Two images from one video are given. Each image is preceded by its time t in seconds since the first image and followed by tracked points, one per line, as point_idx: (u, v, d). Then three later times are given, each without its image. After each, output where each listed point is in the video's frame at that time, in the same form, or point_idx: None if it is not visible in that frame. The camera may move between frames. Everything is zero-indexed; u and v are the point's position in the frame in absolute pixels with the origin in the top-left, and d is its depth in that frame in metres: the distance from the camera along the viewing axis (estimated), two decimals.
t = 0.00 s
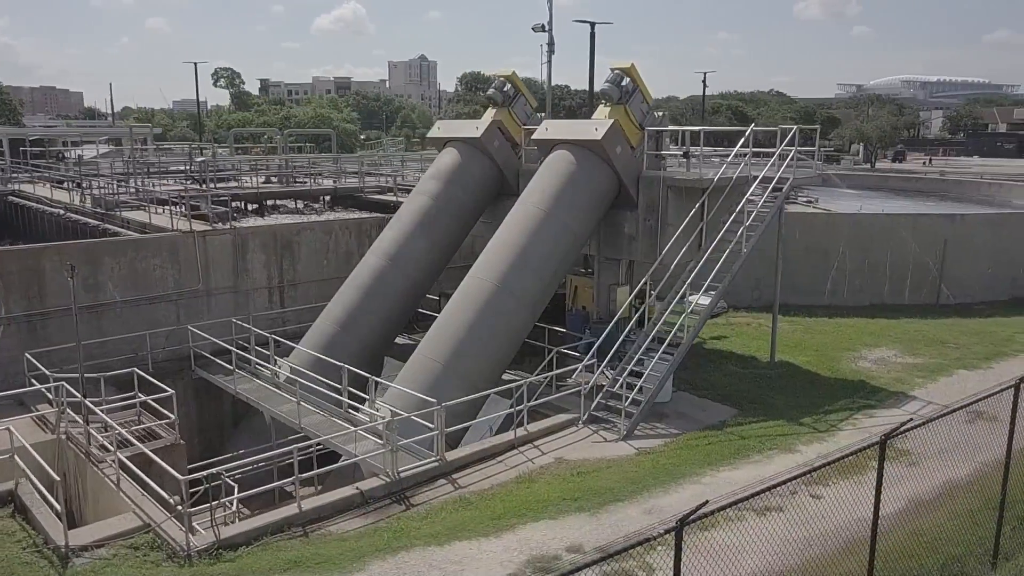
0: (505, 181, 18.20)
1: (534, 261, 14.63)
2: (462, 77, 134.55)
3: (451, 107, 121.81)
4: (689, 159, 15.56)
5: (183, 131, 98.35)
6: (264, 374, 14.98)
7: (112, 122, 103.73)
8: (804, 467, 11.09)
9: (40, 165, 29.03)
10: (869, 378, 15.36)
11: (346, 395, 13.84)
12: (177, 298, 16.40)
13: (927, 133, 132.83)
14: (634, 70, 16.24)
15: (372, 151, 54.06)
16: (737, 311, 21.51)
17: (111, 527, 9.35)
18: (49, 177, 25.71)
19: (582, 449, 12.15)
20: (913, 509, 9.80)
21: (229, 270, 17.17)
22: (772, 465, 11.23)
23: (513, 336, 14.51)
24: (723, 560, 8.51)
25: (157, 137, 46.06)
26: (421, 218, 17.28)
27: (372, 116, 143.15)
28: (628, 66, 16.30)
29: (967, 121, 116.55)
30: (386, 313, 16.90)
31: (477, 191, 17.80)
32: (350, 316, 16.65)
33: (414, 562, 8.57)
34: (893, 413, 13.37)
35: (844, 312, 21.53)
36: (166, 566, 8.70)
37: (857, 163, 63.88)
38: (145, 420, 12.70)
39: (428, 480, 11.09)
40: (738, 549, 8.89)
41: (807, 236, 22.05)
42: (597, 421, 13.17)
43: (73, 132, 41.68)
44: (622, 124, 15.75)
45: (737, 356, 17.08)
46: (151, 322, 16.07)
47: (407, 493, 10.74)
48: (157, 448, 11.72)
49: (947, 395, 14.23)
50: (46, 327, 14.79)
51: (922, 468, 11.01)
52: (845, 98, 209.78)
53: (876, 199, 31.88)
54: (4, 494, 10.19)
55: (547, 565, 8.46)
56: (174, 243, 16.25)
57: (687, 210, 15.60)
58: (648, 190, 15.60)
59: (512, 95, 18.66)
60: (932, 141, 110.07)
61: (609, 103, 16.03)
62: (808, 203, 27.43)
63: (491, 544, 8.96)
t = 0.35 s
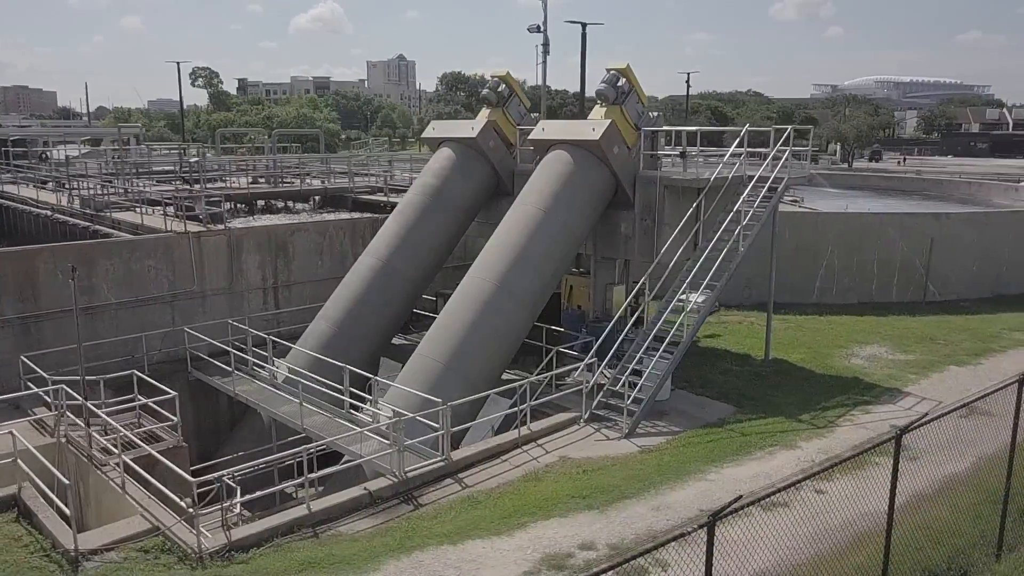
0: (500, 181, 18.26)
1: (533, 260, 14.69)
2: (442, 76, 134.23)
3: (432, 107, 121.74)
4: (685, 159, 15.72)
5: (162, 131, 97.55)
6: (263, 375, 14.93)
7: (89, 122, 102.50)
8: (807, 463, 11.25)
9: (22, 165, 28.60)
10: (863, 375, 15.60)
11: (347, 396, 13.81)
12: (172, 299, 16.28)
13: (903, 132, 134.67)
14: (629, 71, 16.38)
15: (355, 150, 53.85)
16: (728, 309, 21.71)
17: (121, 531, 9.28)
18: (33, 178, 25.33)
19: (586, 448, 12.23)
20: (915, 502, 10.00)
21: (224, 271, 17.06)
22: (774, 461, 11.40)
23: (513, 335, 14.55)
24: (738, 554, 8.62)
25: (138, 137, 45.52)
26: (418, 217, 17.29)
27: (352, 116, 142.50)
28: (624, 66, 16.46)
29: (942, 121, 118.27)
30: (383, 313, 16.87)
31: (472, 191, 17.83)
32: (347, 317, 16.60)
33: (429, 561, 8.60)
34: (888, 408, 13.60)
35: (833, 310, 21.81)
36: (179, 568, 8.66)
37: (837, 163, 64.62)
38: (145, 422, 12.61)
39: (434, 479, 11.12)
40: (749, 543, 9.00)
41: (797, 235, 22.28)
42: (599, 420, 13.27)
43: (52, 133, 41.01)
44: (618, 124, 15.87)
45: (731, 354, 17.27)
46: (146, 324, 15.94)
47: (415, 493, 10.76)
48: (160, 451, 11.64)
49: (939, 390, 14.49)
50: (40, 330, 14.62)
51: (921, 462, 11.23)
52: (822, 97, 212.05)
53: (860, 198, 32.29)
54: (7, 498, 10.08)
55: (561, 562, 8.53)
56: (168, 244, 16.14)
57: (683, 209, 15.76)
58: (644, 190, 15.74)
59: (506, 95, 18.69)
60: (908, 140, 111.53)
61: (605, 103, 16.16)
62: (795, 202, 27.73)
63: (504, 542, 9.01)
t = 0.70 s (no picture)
0: (495, 180, 18.32)
1: (533, 260, 14.75)
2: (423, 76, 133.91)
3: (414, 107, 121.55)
4: (681, 159, 15.86)
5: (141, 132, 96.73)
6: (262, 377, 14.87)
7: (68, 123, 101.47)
8: (809, 460, 11.41)
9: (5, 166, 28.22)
10: (857, 371, 15.81)
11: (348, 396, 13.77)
12: (168, 301, 16.17)
13: (879, 133, 136.38)
14: (626, 72, 16.50)
15: (339, 151, 53.63)
16: (719, 308, 21.90)
17: (131, 533, 9.22)
18: (18, 179, 25.02)
19: (589, 446, 12.30)
20: (917, 495, 10.18)
21: (219, 272, 16.96)
22: (777, 457, 11.55)
23: (514, 335, 14.58)
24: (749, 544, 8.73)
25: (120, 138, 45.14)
26: (414, 217, 17.27)
27: (332, 116, 141.92)
28: (620, 67, 16.58)
29: (918, 121, 119.88)
30: (381, 313, 16.83)
31: (468, 191, 17.86)
32: (345, 317, 16.54)
33: (444, 559, 8.62)
34: (884, 404, 13.81)
35: (823, 308, 22.08)
36: (192, 570, 8.63)
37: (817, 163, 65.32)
38: (146, 424, 12.51)
39: (441, 479, 11.14)
40: (759, 538, 9.11)
41: (787, 234, 22.52)
42: (601, 418, 13.36)
43: (33, 134, 40.60)
44: (615, 124, 15.98)
45: (726, 352, 17.43)
46: (142, 325, 15.81)
47: (423, 492, 10.77)
48: (164, 453, 11.56)
49: (932, 386, 14.73)
50: (35, 332, 14.46)
51: (920, 457, 11.43)
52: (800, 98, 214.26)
53: (844, 197, 32.68)
54: (12, 502, 9.98)
55: (575, 559, 8.61)
56: (164, 245, 16.03)
57: (680, 208, 15.92)
58: (641, 189, 15.86)
59: (501, 96, 18.75)
60: (885, 140, 112.91)
61: (602, 104, 16.28)
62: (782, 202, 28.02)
63: (516, 540, 9.05)
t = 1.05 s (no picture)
0: (491, 180, 18.36)
1: (533, 260, 14.80)
2: (404, 76, 133.42)
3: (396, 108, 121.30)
4: (678, 159, 15.98)
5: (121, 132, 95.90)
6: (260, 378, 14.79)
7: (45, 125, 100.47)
8: (812, 455, 11.56)
9: None
10: (852, 368, 16.03)
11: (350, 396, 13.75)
12: (163, 302, 16.05)
13: (857, 132, 138.02)
14: (623, 72, 16.58)
15: (323, 151, 53.39)
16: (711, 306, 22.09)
17: (142, 536, 9.16)
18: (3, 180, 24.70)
19: (594, 444, 12.38)
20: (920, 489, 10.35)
21: (215, 273, 16.86)
22: (780, 453, 11.68)
23: (514, 334, 14.63)
24: (762, 537, 8.83)
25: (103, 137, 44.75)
26: (411, 217, 17.26)
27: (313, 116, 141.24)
28: (616, 67, 16.66)
29: (894, 121, 121.45)
30: (378, 313, 16.81)
31: (464, 190, 17.88)
32: (342, 318, 16.50)
33: (460, 558, 8.65)
34: (881, 400, 14.02)
35: (812, 305, 22.36)
36: (206, 572, 8.59)
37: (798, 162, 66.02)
38: (148, 426, 12.41)
39: (449, 478, 11.16)
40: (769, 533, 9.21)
41: (777, 233, 22.76)
42: (603, 416, 13.44)
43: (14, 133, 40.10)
44: (612, 124, 16.08)
45: (722, 350, 17.59)
46: (138, 327, 15.69)
47: (431, 492, 10.79)
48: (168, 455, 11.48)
49: (926, 382, 14.97)
50: (30, 334, 14.30)
51: (920, 452, 11.62)
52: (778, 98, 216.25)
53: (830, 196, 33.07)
54: (17, 505, 9.87)
55: (590, 556, 8.67)
56: (159, 246, 15.90)
57: (677, 208, 16.05)
58: (638, 189, 15.97)
59: (496, 96, 18.79)
60: (863, 140, 114.35)
61: (599, 104, 16.36)
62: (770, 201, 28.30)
63: (530, 538, 9.09)
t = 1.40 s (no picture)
0: (489, 179, 18.39)
1: (535, 258, 14.80)
2: (386, 75, 132.98)
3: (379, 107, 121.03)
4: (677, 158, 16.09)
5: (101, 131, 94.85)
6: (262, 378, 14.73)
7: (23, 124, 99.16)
8: (817, 451, 11.71)
9: None
10: (848, 365, 16.24)
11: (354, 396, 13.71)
12: (161, 303, 15.93)
13: (836, 132, 139.39)
14: (621, 72, 16.66)
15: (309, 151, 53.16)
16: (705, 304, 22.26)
17: (156, 538, 9.11)
18: None
19: (600, 441, 12.46)
20: (924, 482, 10.54)
21: (212, 274, 16.74)
22: (784, 449, 11.83)
23: (517, 333, 14.62)
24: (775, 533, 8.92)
25: (86, 137, 44.35)
26: (410, 217, 17.22)
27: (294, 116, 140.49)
28: (614, 67, 16.73)
29: (873, 121, 122.85)
30: (378, 314, 16.74)
31: (462, 190, 17.89)
32: (342, 318, 16.42)
33: (478, 556, 8.69)
34: (879, 396, 14.22)
35: (804, 303, 22.60)
36: (224, 573, 8.57)
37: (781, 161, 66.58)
38: (152, 429, 12.31)
39: (458, 476, 11.18)
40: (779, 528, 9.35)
41: (769, 232, 22.97)
42: (608, 414, 13.50)
43: None
44: (611, 123, 16.16)
45: (719, 348, 17.74)
46: (135, 328, 15.55)
47: (441, 491, 10.80)
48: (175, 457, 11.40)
49: (922, 378, 15.19)
50: (28, 336, 14.14)
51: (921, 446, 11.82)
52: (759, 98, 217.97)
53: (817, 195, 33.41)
54: (26, 509, 9.78)
55: (606, 552, 8.75)
56: (157, 247, 15.78)
57: (676, 207, 16.16)
58: (638, 188, 16.07)
59: (492, 96, 18.78)
60: (842, 139, 115.42)
61: (598, 103, 16.43)
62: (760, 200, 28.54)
63: (546, 535, 9.15)
